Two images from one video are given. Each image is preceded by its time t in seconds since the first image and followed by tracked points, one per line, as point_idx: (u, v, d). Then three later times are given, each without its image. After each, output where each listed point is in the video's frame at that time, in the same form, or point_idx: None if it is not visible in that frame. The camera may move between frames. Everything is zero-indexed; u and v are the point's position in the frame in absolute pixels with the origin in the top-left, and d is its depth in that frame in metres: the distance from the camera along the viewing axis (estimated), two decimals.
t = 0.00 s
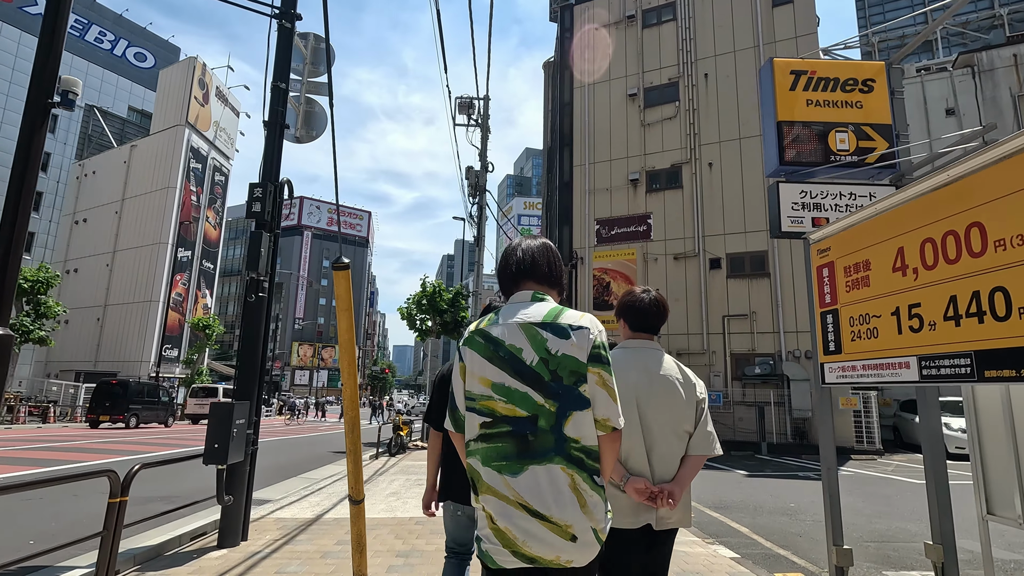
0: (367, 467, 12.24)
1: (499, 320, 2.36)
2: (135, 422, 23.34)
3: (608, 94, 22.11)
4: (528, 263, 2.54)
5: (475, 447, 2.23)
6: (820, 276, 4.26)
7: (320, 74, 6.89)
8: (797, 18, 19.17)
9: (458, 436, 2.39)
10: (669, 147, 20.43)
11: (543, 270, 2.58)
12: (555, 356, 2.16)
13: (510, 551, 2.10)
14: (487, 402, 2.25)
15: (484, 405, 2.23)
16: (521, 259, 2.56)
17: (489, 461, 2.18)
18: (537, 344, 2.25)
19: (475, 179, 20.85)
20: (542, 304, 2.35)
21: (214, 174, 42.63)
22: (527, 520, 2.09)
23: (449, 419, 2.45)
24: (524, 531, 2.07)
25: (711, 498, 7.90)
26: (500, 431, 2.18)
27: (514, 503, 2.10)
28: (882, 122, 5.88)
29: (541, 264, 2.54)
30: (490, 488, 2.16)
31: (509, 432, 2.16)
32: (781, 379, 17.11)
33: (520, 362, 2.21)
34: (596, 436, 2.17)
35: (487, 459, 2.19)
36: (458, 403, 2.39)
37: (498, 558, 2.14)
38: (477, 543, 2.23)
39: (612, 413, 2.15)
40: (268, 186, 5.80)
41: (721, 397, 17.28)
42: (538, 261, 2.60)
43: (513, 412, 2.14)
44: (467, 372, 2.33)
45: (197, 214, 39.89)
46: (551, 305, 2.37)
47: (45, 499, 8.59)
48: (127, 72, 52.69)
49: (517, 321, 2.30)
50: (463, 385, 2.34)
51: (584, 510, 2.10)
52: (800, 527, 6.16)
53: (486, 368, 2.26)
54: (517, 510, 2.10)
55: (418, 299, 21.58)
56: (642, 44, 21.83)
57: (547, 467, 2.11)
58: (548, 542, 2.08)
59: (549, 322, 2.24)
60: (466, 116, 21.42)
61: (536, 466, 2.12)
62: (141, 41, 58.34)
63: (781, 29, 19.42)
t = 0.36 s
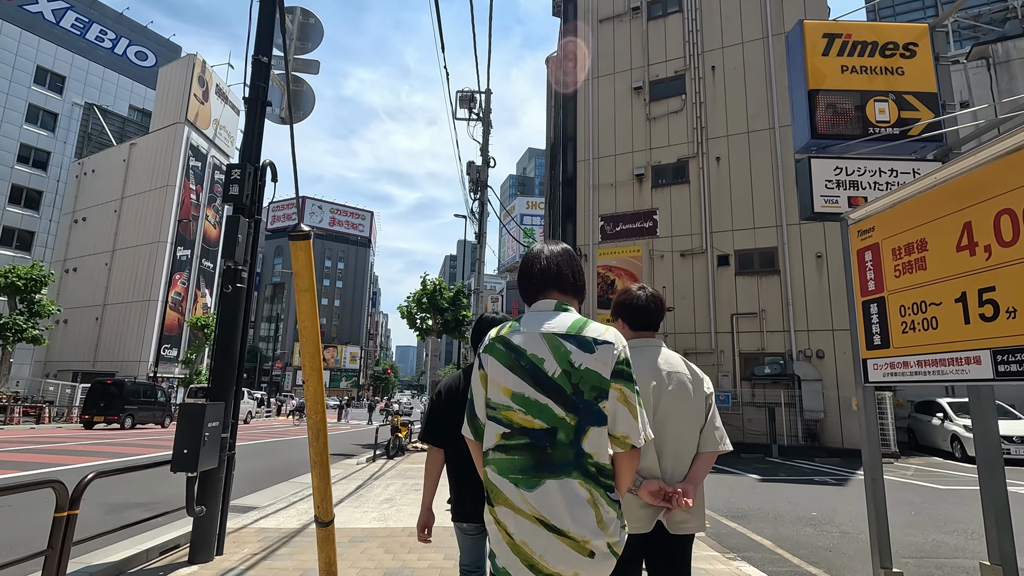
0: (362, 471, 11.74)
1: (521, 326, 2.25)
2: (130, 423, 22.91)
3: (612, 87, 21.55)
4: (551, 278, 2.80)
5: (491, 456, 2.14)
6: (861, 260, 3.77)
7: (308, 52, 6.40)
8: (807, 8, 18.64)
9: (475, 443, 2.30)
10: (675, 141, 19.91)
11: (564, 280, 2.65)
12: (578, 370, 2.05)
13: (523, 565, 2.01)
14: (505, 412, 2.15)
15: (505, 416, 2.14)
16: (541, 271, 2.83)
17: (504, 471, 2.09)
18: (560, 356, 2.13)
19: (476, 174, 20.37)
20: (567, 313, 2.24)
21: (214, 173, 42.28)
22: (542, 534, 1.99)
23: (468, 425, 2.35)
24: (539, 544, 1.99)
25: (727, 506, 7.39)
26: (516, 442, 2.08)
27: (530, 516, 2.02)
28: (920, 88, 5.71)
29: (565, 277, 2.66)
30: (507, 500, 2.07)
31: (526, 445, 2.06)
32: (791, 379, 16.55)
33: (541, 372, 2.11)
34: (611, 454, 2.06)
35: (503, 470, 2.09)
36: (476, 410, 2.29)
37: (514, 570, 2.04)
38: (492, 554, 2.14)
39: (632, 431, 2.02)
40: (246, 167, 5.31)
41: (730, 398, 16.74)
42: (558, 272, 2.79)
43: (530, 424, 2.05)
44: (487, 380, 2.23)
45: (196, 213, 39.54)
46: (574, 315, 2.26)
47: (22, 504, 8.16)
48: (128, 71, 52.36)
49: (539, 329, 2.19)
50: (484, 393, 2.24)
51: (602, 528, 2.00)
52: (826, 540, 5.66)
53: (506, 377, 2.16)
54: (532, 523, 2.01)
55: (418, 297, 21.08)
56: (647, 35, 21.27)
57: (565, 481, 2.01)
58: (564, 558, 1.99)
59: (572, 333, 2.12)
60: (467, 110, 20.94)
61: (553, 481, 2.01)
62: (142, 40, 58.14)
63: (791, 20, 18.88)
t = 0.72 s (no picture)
0: (363, 472, 11.31)
1: (551, 315, 2.32)
2: (130, 423, 22.57)
3: (620, 79, 21.01)
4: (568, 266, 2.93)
5: (531, 448, 2.19)
6: (928, 232, 3.26)
7: (300, 24, 5.91)
8: None
9: (504, 438, 2.29)
10: (684, 134, 19.40)
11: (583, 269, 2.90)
12: (616, 356, 2.15)
13: (555, 558, 2.06)
14: (539, 401, 2.20)
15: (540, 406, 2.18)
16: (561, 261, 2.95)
17: (541, 463, 2.13)
18: (594, 343, 2.20)
19: (481, 169, 19.91)
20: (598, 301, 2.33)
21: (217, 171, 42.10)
22: (575, 524, 2.04)
23: (495, 419, 2.35)
24: (571, 537, 2.03)
25: (751, 512, 6.90)
26: (550, 432, 2.13)
27: (562, 506, 2.06)
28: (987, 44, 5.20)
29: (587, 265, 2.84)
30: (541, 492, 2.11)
31: (559, 433, 2.11)
32: (807, 378, 15.98)
33: (578, 360, 2.18)
34: (649, 442, 2.14)
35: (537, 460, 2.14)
36: (506, 404, 2.29)
37: (548, 564, 2.09)
38: (524, 548, 2.18)
39: (671, 417, 2.12)
40: (230, 143, 4.82)
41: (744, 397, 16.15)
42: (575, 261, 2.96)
43: (567, 412, 2.10)
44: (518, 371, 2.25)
45: (199, 212, 39.34)
46: (605, 304, 2.36)
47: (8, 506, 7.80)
48: (132, 70, 52.19)
49: (572, 318, 2.26)
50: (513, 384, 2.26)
51: (635, 518, 2.06)
52: (865, 549, 5.19)
53: (540, 365, 2.21)
54: (565, 514, 2.06)
55: (422, 295, 20.62)
56: (655, 26, 20.73)
57: (600, 470, 2.06)
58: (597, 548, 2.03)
59: (606, 320, 2.22)
60: (471, 103, 20.50)
61: (586, 469, 2.06)
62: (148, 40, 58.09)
63: (805, 8, 18.31)
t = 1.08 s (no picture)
0: (358, 477, 10.80)
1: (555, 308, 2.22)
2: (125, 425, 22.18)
3: (624, 73, 20.56)
4: (579, 252, 2.49)
5: (538, 445, 2.07)
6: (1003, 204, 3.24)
7: None
8: None
9: (509, 436, 2.19)
10: (691, 128, 18.93)
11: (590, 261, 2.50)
12: (621, 348, 2.05)
13: (570, 555, 1.95)
14: (545, 396, 2.10)
15: (546, 401, 2.08)
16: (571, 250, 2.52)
17: (550, 459, 2.01)
18: (600, 335, 2.11)
19: (483, 165, 19.47)
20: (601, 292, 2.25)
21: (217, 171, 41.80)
22: (591, 522, 1.93)
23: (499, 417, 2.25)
24: (589, 535, 1.92)
25: (771, 522, 6.42)
26: (560, 427, 2.02)
27: (577, 503, 1.95)
28: None
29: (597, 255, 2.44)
30: (554, 491, 1.99)
31: (570, 429, 2.01)
32: (819, 379, 15.50)
33: (584, 354, 2.08)
34: (662, 433, 2.04)
35: (546, 457, 2.03)
36: (510, 400, 2.20)
37: (558, 562, 1.98)
38: (534, 546, 2.06)
39: (680, 408, 2.03)
40: (204, 117, 4.40)
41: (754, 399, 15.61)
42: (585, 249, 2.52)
43: (575, 406, 2.00)
44: (523, 367, 2.15)
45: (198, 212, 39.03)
46: (610, 296, 2.27)
47: None
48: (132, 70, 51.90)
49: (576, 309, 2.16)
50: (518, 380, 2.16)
51: (652, 514, 1.95)
52: (904, 565, 4.69)
53: (544, 361, 2.11)
54: (581, 511, 1.94)
55: (422, 294, 20.17)
56: (660, 19, 20.29)
57: (613, 465, 1.96)
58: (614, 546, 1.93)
59: (612, 312, 2.12)
60: (472, 99, 20.11)
61: (600, 465, 1.96)
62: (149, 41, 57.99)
63: None
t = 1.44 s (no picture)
0: (355, 482, 10.32)
1: (586, 327, 2.21)
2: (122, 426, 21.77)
3: (630, 65, 20.01)
4: (609, 268, 2.53)
5: (566, 469, 2.06)
6: None
7: None
8: None
9: (532, 457, 2.20)
10: (700, 121, 18.39)
11: (623, 278, 2.52)
12: (656, 374, 2.04)
13: None
14: (575, 420, 2.09)
15: (575, 424, 2.07)
16: (600, 266, 2.56)
17: (582, 487, 2.01)
18: (633, 359, 2.10)
19: (485, 159, 18.93)
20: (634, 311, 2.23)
21: (218, 169, 41.47)
22: (624, 555, 1.92)
23: (519, 435, 2.24)
24: (621, 568, 1.91)
25: (798, 535, 5.96)
26: (592, 454, 2.02)
27: (611, 536, 1.94)
28: None
29: (629, 272, 2.46)
30: (584, 521, 1.99)
31: (602, 457, 2.00)
32: (834, 379, 14.95)
33: (617, 378, 2.07)
34: (690, 465, 2.04)
35: (575, 485, 2.02)
36: (535, 421, 2.20)
37: None
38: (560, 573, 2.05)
39: (715, 441, 2.03)
40: (169, 85, 3.90)
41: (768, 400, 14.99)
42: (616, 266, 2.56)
43: (607, 432, 2.00)
44: (551, 387, 2.14)
45: (199, 210, 38.72)
46: (641, 316, 2.26)
47: None
48: (133, 68, 51.66)
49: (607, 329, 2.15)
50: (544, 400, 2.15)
51: (682, 545, 1.96)
52: None
53: (574, 382, 2.10)
54: (613, 543, 1.94)
55: (424, 292, 19.68)
56: (668, 9, 19.76)
57: (646, 495, 1.96)
58: None
59: (648, 334, 2.11)
60: (475, 91, 19.59)
61: (633, 496, 1.95)
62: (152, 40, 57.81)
63: None
